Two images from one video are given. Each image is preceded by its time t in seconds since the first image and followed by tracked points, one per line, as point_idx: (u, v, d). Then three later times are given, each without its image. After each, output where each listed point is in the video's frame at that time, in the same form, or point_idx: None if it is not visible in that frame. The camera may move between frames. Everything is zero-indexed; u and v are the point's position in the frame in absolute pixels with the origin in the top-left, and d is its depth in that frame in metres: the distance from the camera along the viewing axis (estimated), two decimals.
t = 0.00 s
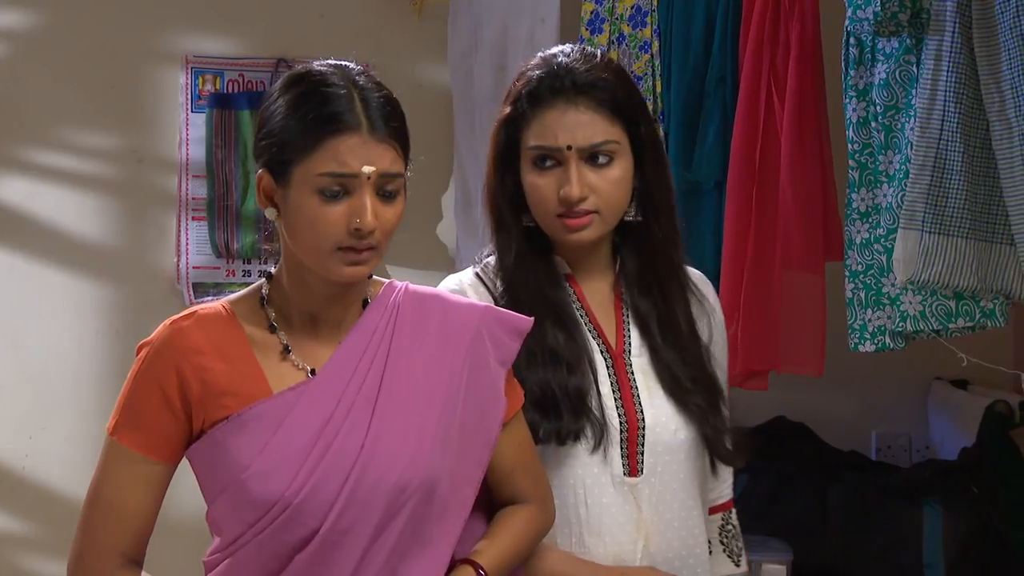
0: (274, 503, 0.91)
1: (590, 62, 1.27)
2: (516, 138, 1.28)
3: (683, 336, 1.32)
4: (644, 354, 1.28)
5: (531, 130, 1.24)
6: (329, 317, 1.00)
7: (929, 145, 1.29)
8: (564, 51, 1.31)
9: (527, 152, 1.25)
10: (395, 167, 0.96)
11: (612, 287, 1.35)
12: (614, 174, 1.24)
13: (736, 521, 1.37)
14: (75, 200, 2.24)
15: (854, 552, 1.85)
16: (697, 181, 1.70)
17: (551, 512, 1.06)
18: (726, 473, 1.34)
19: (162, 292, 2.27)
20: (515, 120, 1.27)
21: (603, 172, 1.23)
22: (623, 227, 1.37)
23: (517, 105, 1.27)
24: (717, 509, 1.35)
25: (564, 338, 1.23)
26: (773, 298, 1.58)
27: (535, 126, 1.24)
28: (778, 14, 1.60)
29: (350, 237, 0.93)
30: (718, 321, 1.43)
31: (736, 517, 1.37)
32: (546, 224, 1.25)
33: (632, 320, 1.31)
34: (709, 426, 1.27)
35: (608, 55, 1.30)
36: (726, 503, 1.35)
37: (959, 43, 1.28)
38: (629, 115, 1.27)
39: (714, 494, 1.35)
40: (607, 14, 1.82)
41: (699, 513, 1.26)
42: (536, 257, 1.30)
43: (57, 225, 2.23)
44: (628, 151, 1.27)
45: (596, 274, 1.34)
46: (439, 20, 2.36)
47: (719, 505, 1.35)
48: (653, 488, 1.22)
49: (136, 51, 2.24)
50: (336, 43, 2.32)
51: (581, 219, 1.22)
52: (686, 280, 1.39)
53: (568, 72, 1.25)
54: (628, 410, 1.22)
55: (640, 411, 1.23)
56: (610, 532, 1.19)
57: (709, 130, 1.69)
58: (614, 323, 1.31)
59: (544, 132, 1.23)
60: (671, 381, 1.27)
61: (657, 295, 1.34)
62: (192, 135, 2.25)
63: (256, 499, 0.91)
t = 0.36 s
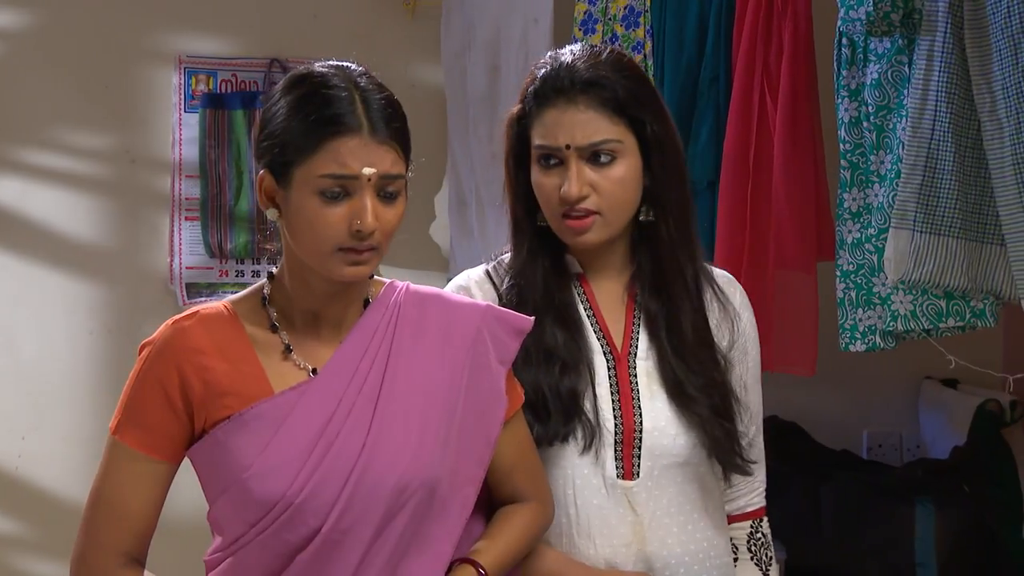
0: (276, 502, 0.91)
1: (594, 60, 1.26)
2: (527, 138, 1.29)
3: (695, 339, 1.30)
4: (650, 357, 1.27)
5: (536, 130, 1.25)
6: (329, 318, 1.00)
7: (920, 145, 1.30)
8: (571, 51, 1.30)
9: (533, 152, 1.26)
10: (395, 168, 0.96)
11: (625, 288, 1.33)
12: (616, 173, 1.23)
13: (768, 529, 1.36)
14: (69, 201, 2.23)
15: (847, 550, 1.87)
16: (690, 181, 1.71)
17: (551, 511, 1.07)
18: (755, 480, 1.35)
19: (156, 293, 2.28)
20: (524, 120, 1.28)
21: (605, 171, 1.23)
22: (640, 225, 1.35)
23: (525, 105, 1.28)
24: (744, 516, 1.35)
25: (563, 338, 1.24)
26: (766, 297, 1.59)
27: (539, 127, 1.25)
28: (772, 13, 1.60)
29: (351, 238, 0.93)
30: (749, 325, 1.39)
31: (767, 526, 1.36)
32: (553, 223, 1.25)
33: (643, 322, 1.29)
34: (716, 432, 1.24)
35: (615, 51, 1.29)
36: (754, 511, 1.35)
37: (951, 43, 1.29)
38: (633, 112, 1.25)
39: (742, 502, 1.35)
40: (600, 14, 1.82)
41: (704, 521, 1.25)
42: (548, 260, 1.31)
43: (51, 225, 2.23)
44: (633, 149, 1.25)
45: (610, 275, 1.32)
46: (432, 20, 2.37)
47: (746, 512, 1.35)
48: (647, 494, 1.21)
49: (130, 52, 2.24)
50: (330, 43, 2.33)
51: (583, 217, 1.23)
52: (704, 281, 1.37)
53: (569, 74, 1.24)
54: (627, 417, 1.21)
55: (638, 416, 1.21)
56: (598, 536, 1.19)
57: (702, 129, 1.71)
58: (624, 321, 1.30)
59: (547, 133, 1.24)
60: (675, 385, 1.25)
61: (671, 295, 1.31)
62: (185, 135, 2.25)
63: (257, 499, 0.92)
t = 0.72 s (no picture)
0: (275, 501, 0.92)
1: (592, 57, 1.24)
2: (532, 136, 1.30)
3: (694, 338, 1.26)
4: (648, 355, 1.25)
5: (536, 128, 1.26)
6: (328, 318, 1.01)
7: (906, 146, 1.32)
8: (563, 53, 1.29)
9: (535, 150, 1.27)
10: (395, 167, 0.96)
11: (630, 285, 1.31)
12: (612, 172, 1.22)
13: (792, 533, 1.29)
14: (57, 201, 2.22)
15: (836, 548, 1.89)
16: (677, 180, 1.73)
17: (546, 511, 1.07)
18: (776, 481, 1.29)
19: (145, 294, 2.27)
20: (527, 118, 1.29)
21: (600, 169, 1.22)
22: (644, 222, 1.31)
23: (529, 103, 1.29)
24: (765, 518, 1.29)
25: (555, 336, 1.25)
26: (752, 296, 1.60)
27: (538, 126, 1.25)
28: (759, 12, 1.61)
29: (350, 237, 0.94)
30: (767, 328, 1.30)
31: (792, 529, 1.30)
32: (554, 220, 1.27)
33: (644, 322, 1.27)
34: (710, 433, 1.22)
35: (616, 47, 1.27)
36: (777, 514, 1.29)
37: (937, 45, 1.30)
38: (630, 109, 1.23)
39: (763, 503, 1.29)
40: (588, 15, 1.85)
41: (698, 523, 1.23)
42: (553, 260, 1.32)
43: (39, 226, 2.22)
44: (631, 147, 1.24)
45: (615, 271, 1.32)
46: (420, 20, 2.37)
47: (768, 514, 1.29)
48: (634, 492, 1.21)
49: (118, 51, 2.23)
50: (318, 44, 2.33)
51: (580, 216, 1.23)
52: (710, 277, 1.32)
53: (565, 75, 1.24)
54: (615, 410, 1.22)
55: (628, 413, 1.22)
56: (584, 531, 1.21)
57: (689, 129, 1.72)
58: (626, 318, 1.28)
59: (547, 131, 1.24)
60: (669, 384, 1.23)
61: (669, 293, 1.27)
62: (173, 135, 2.25)
63: (257, 498, 0.92)
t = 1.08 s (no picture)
0: (266, 502, 0.92)
1: (594, 55, 1.24)
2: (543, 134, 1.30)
3: (698, 338, 1.24)
4: (651, 354, 1.25)
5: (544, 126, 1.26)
6: (317, 318, 1.01)
7: (885, 148, 1.34)
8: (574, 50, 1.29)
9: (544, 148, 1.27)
10: (382, 167, 0.97)
11: (641, 284, 1.31)
12: (615, 169, 1.21)
13: (815, 537, 1.25)
14: (38, 202, 2.21)
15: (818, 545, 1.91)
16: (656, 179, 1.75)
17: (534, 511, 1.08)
18: (796, 484, 1.25)
19: (126, 294, 2.27)
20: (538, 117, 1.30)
21: (604, 166, 1.21)
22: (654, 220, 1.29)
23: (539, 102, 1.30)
24: (785, 521, 1.25)
25: (556, 334, 1.26)
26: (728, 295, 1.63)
27: (546, 124, 1.26)
28: (739, 13, 1.63)
29: (338, 236, 0.94)
30: (783, 328, 1.26)
31: (815, 533, 1.26)
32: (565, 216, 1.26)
33: (652, 321, 1.27)
34: (706, 432, 1.20)
35: (620, 44, 1.26)
36: (799, 516, 1.25)
37: (916, 45, 1.32)
38: (633, 106, 1.22)
39: (784, 506, 1.25)
40: (569, 16, 1.88)
41: (699, 523, 1.23)
42: (567, 255, 1.33)
43: (20, 227, 2.20)
44: (636, 144, 1.22)
45: (626, 269, 1.32)
46: (401, 20, 2.39)
47: (790, 517, 1.25)
48: (631, 491, 1.22)
49: (99, 51, 2.22)
50: (300, 43, 2.34)
51: (587, 212, 1.22)
52: (726, 275, 1.29)
53: (567, 74, 1.24)
54: (613, 408, 1.23)
55: (626, 411, 1.22)
56: (579, 529, 1.23)
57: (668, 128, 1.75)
58: (634, 318, 1.28)
59: (555, 128, 1.24)
60: (669, 384, 1.22)
61: (673, 291, 1.26)
62: (154, 135, 2.25)
63: (248, 499, 0.92)
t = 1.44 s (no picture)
0: (257, 497, 0.93)
1: (605, 55, 1.21)
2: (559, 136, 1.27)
3: (709, 341, 1.20)
4: (661, 357, 1.21)
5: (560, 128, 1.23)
6: (307, 315, 1.01)
7: (870, 147, 1.35)
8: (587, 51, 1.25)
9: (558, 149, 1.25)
10: (374, 169, 0.97)
11: (657, 288, 1.26)
12: (626, 169, 1.17)
13: (841, 545, 1.20)
14: (21, 203, 2.20)
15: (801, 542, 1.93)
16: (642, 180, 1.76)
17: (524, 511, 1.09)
18: (819, 491, 1.20)
19: (109, 295, 2.26)
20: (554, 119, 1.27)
21: (616, 165, 1.18)
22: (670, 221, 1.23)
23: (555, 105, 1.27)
24: (810, 527, 1.20)
25: (564, 337, 1.25)
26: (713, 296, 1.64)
27: (562, 125, 1.23)
28: (723, 15, 1.64)
29: (330, 239, 0.95)
30: (801, 333, 1.20)
31: (842, 540, 1.20)
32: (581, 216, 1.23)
33: (665, 325, 1.23)
34: (712, 437, 1.17)
35: (632, 42, 1.22)
36: (825, 524, 1.20)
37: (900, 46, 1.34)
38: (644, 105, 1.17)
39: (808, 512, 1.20)
40: (554, 16, 1.91)
41: (712, 528, 1.20)
42: (586, 260, 1.31)
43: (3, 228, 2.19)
44: (648, 143, 1.18)
45: (641, 270, 1.28)
46: (386, 21, 2.38)
47: (816, 523, 1.20)
48: (637, 497, 1.19)
49: (82, 50, 2.21)
50: (285, 43, 2.33)
51: (600, 211, 1.19)
52: (743, 276, 1.24)
53: (579, 76, 1.21)
54: (621, 411, 1.21)
55: (633, 414, 1.20)
56: (587, 534, 1.22)
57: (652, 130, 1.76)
58: (648, 321, 1.25)
59: (569, 128, 1.21)
60: (675, 389, 1.18)
61: (684, 292, 1.22)
62: (138, 135, 2.25)
63: (239, 494, 0.93)
